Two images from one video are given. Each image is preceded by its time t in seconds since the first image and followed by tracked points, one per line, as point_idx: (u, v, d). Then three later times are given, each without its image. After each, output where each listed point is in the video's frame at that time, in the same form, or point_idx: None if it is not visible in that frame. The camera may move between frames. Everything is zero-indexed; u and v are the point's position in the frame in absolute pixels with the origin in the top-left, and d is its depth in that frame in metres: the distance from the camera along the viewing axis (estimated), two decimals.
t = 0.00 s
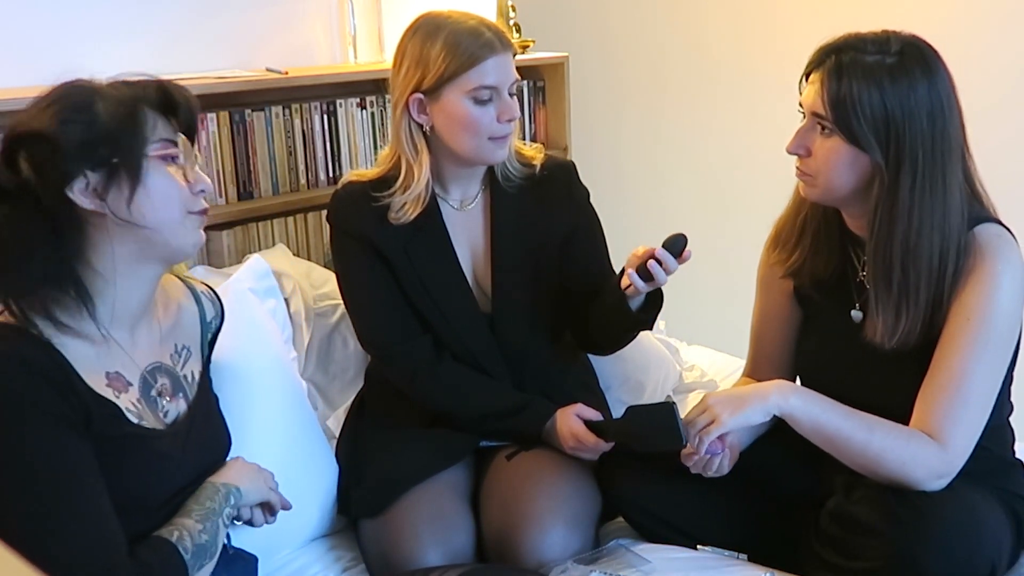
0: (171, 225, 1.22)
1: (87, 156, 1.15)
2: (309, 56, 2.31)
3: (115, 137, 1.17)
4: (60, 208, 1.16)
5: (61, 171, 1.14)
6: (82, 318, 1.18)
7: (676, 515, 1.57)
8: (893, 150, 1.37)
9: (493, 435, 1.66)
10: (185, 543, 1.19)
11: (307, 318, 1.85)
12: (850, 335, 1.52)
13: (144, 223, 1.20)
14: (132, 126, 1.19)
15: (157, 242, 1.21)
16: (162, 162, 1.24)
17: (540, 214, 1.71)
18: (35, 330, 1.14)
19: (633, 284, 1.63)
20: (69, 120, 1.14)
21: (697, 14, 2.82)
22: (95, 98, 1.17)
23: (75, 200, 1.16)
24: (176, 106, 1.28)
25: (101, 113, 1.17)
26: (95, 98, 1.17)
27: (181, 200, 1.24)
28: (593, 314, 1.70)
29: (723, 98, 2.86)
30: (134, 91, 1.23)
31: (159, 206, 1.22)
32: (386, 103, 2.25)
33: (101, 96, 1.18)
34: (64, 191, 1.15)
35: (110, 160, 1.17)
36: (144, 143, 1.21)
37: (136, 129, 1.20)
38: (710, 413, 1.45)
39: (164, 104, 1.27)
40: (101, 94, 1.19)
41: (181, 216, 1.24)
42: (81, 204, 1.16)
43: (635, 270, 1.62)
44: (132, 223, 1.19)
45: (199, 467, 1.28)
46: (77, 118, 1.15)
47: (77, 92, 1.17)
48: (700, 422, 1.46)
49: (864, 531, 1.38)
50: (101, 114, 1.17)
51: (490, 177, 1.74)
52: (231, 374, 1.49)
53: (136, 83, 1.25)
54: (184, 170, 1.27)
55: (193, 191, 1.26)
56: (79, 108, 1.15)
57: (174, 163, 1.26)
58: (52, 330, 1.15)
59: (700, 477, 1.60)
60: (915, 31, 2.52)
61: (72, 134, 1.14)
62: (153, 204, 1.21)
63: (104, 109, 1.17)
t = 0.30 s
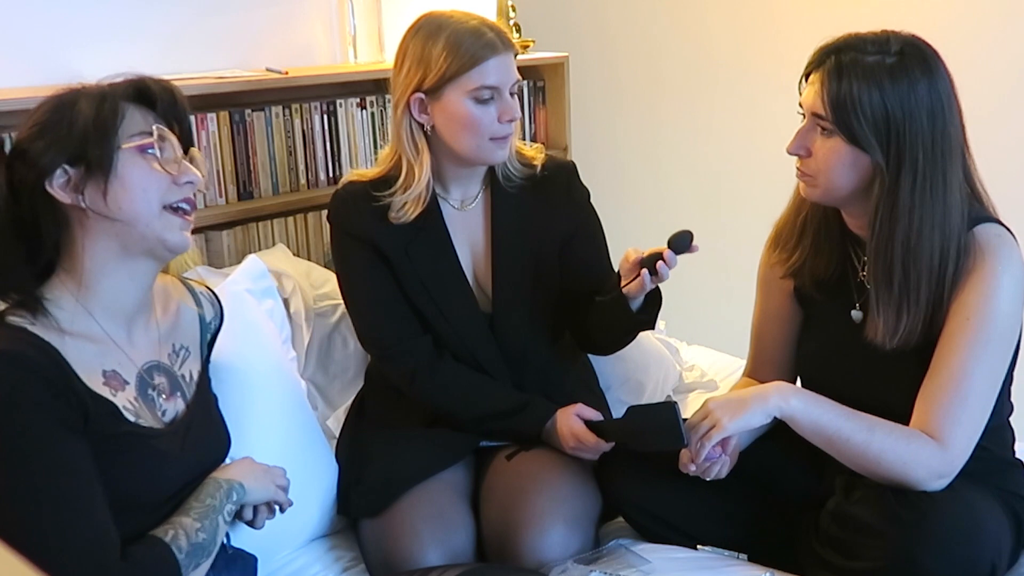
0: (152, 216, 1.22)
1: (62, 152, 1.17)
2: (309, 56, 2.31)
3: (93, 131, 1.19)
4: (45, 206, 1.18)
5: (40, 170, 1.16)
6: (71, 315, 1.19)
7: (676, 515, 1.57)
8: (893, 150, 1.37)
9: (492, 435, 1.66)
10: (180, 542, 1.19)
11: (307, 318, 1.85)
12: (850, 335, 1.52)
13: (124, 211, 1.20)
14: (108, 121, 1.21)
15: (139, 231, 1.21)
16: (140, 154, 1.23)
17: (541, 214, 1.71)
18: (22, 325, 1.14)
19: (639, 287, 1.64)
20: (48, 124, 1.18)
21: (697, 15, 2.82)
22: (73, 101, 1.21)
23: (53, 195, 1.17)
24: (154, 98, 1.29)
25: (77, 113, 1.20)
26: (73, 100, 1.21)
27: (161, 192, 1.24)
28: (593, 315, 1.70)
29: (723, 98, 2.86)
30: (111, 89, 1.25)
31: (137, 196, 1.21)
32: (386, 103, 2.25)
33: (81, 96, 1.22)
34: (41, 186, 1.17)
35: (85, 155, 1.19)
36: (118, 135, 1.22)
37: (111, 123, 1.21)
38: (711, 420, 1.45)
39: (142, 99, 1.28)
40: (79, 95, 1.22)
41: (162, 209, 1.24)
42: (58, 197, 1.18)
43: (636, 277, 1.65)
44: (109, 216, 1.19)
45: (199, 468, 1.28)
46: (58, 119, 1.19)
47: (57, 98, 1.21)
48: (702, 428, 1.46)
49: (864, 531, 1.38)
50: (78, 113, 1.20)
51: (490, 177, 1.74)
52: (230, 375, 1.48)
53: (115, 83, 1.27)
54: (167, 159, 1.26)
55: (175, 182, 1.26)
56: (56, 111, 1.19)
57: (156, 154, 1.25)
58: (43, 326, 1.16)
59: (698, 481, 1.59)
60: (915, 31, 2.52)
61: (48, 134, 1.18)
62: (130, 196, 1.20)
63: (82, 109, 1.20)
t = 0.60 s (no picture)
0: (176, 223, 1.22)
1: (92, 154, 1.16)
2: (309, 56, 2.31)
3: (119, 133, 1.18)
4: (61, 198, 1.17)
5: (64, 171, 1.15)
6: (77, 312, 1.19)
7: (676, 515, 1.57)
8: (892, 150, 1.37)
9: (493, 435, 1.66)
10: (157, 460, 1.09)
11: (307, 318, 1.85)
12: (850, 335, 1.52)
13: (145, 218, 1.20)
14: (139, 125, 1.19)
15: (158, 236, 1.21)
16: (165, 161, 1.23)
17: (540, 214, 1.72)
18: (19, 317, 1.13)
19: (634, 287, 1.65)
20: (76, 117, 1.15)
21: (696, 14, 2.82)
22: (106, 98, 1.18)
23: (78, 194, 1.17)
24: (184, 106, 1.27)
25: (109, 112, 1.18)
26: (106, 97, 1.18)
27: (183, 200, 1.24)
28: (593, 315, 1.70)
29: (723, 98, 2.86)
30: (147, 92, 1.24)
31: (161, 203, 1.21)
32: (386, 102, 2.25)
33: (112, 94, 1.19)
34: (67, 185, 1.16)
35: (114, 157, 1.17)
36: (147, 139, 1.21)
37: (143, 128, 1.20)
38: (709, 420, 1.45)
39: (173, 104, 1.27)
40: (112, 94, 1.19)
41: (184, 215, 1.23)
42: (80, 197, 1.17)
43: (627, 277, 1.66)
44: (132, 220, 1.19)
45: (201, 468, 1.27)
46: (85, 114, 1.16)
47: (89, 91, 1.18)
48: (700, 428, 1.47)
49: (864, 531, 1.38)
50: (109, 113, 1.18)
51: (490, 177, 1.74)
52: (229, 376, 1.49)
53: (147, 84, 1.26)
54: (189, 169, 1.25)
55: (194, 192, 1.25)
56: (87, 106, 1.16)
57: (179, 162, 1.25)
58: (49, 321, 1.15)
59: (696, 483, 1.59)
60: (915, 30, 2.52)
61: (77, 131, 1.15)
62: (155, 201, 1.20)
63: (112, 108, 1.18)
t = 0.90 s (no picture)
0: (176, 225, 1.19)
1: (94, 158, 1.14)
2: (309, 56, 2.31)
3: (122, 137, 1.15)
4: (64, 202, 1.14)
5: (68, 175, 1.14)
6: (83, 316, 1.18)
7: (675, 515, 1.57)
8: (893, 151, 1.37)
9: (493, 435, 1.66)
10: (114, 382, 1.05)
11: (307, 318, 1.85)
12: (850, 335, 1.52)
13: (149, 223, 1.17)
14: (141, 128, 1.17)
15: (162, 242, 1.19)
16: (167, 164, 1.20)
17: (540, 214, 1.72)
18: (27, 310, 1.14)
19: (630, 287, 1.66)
20: (79, 120, 1.13)
21: (697, 14, 2.82)
22: (109, 101, 1.16)
23: (80, 200, 1.15)
24: (187, 106, 1.24)
25: (111, 115, 1.15)
26: (109, 100, 1.16)
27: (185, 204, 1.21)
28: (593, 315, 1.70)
29: (723, 98, 2.86)
30: (149, 93, 1.21)
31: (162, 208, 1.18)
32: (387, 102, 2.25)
33: (115, 97, 1.17)
34: (67, 190, 1.14)
35: (116, 162, 1.15)
36: (149, 142, 1.18)
37: (145, 131, 1.17)
38: (709, 419, 1.45)
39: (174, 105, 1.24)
40: (115, 96, 1.17)
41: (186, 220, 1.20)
42: (83, 202, 1.15)
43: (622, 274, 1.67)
44: (133, 224, 1.17)
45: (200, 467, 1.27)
46: (87, 118, 1.13)
47: (91, 93, 1.16)
48: (699, 428, 1.46)
49: (864, 531, 1.38)
50: (113, 117, 1.15)
51: (490, 177, 1.74)
52: (228, 375, 1.49)
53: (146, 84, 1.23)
54: (191, 171, 1.23)
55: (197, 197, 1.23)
56: (89, 109, 1.14)
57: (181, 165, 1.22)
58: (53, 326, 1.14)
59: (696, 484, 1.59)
60: (915, 30, 2.52)
61: (81, 134, 1.13)
62: (157, 205, 1.18)
63: (114, 110, 1.16)
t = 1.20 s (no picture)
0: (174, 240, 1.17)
1: (95, 163, 1.12)
2: (309, 56, 2.31)
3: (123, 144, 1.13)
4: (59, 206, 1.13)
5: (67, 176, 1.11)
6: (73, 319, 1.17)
7: (675, 515, 1.57)
8: (893, 151, 1.37)
9: (493, 435, 1.66)
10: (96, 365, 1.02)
11: (307, 318, 1.85)
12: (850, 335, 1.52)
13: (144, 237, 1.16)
14: (144, 134, 1.15)
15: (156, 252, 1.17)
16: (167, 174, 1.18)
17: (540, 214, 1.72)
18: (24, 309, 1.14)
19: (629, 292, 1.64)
20: (81, 123, 1.11)
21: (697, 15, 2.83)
22: (113, 101, 1.14)
23: (74, 205, 1.13)
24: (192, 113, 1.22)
25: (115, 118, 1.13)
26: (113, 101, 1.14)
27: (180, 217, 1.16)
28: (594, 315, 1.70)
29: (723, 98, 2.85)
30: (154, 98, 1.19)
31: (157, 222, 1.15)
32: (386, 102, 2.25)
33: (120, 98, 1.15)
34: (62, 194, 1.12)
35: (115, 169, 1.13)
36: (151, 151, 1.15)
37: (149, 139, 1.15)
38: (708, 416, 1.45)
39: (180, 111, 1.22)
40: (119, 96, 1.14)
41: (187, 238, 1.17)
42: (79, 209, 1.13)
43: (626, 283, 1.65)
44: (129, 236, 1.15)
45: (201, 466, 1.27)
46: (89, 121, 1.11)
47: (95, 92, 1.13)
48: (700, 424, 1.46)
49: (864, 531, 1.38)
50: (116, 120, 1.13)
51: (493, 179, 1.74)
52: (227, 373, 1.49)
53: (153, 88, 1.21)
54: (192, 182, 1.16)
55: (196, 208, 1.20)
56: (91, 111, 1.12)
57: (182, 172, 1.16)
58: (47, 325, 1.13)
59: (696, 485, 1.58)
60: (915, 30, 2.52)
61: (81, 138, 1.11)
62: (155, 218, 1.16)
63: (117, 114, 1.13)
